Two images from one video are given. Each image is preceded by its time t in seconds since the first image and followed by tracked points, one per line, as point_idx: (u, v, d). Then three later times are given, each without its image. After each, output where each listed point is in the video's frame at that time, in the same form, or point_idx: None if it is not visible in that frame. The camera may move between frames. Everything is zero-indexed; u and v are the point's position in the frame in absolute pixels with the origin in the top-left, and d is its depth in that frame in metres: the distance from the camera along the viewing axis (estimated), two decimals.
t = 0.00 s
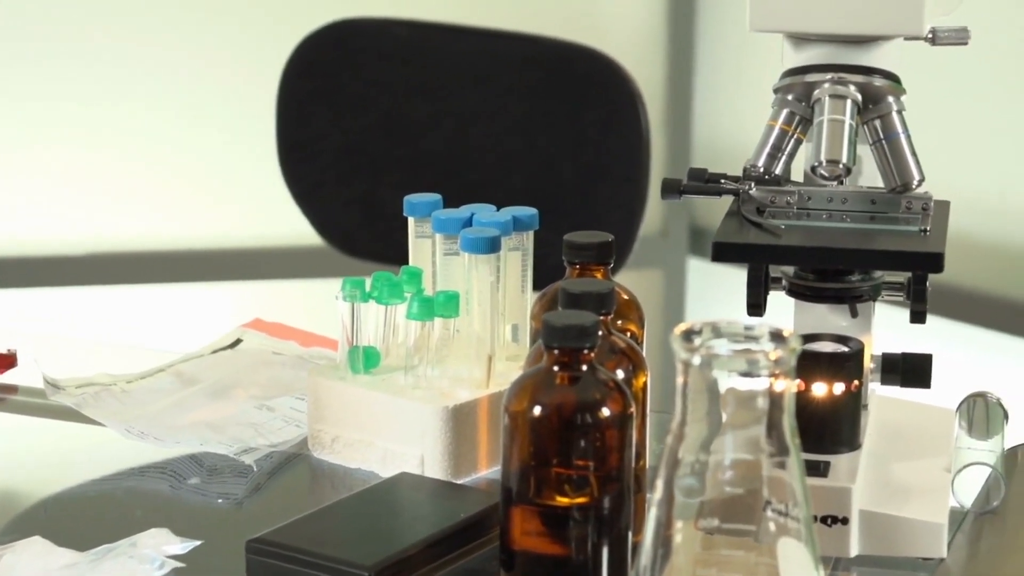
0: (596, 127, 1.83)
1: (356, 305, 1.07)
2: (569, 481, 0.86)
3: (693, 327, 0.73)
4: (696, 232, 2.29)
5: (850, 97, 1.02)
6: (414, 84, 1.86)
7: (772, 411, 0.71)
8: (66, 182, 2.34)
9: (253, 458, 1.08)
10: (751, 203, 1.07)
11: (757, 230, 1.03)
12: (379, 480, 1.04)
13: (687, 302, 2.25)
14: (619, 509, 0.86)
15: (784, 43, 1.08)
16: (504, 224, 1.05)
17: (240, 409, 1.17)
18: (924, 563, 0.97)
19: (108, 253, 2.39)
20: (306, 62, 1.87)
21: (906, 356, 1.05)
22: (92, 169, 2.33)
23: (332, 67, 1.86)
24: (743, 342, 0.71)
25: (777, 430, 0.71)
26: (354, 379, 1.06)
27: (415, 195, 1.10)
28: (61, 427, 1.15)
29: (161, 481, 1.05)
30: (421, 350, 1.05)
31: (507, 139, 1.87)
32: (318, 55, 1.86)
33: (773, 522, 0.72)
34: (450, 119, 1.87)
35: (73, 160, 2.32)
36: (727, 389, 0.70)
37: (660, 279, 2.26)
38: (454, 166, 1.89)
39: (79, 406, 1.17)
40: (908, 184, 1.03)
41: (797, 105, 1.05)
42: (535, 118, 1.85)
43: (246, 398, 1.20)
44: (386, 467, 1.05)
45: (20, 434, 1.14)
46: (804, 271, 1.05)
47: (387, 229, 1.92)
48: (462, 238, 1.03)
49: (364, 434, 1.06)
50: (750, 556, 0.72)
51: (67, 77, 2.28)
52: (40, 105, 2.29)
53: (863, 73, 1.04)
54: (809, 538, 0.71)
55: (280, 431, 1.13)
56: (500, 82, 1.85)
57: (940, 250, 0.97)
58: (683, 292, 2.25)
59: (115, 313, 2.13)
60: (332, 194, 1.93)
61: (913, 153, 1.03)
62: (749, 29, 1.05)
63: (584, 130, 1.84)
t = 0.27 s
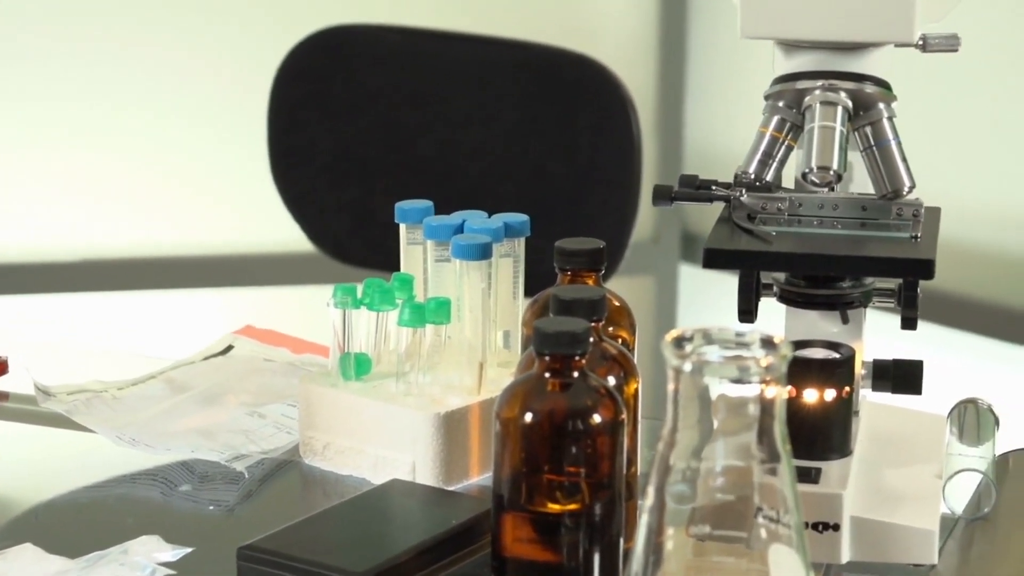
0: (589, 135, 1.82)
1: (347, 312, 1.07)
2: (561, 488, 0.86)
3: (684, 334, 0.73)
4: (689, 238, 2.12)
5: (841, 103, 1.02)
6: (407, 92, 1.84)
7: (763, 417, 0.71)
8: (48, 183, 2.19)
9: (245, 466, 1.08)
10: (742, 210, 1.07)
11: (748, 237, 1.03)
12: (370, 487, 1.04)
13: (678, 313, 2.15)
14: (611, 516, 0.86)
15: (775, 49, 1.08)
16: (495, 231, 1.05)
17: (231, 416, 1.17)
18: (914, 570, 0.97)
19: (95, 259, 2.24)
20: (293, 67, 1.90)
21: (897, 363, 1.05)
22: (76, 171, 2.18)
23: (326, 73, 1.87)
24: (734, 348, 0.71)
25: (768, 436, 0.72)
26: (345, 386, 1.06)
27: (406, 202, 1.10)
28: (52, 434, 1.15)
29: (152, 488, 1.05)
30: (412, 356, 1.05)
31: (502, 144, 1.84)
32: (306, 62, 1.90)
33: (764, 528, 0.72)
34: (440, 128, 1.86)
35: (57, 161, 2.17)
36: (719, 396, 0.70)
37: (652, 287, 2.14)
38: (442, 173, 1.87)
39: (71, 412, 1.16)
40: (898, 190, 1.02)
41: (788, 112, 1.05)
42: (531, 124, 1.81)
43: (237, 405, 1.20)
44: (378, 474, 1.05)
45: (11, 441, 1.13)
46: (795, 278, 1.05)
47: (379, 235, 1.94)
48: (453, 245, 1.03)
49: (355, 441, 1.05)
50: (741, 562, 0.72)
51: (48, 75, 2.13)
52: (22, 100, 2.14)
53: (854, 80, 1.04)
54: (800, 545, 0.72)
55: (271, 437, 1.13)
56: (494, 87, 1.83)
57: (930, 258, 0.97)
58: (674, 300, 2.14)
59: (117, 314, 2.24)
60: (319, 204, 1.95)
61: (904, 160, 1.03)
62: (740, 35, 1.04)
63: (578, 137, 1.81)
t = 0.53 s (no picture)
0: (581, 143, 1.81)
1: (339, 319, 1.07)
2: (552, 495, 0.86)
3: (675, 342, 0.73)
4: (680, 245, 2.22)
5: (831, 111, 1.02)
6: (399, 99, 1.84)
7: (754, 425, 0.71)
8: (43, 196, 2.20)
9: (236, 473, 1.08)
10: (734, 217, 1.06)
11: (739, 244, 1.03)
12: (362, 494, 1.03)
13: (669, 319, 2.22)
14: (602, 524, 0.86)
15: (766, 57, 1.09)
16: (487, 238, 1.05)
17: (222, 423, 1.17)
18: None
19: (76, 268, 2.24)
20: (284, 75, 1.87)
21: (888, 370, 1.05)
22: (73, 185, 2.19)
23: (316, 79, 1.85)
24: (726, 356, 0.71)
25: (759, 444, 0.72)
26: (336, 393, 1.06)
27: (397, 209, 1.10)
28: (42, 442, 1.14)
29: (142, 495, 1.05)
30: (403, 364, 1.04)
31: (490, 150, 1.85)
32: (297, 69, 1.86)
33: (755, 535, 0.72)
34: (432, 134, 1.85)
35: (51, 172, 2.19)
36: (710, 403, 0.71)
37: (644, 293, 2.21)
38: (434, 180, 1.87)
39: (63, 420, 1.16)
40: (889, 198, 1.03)
41: (779, 119, 1.05)
42: (523, 133, 1.82)
43: (228, 412, 1.20)
44: (369, 481, 1.04)
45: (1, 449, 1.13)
46: (786, 285, 1.05)
47: (370, 243, 1.92)
48: (445, 252, 1.03)
49: (347, 449, 1.05)
50: (732, 569, 0.72)
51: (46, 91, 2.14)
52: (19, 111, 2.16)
53: (845, 88, 1.04)
54: (791, 552, 0.72)
55: (262, 445, 1.13)
56: (485, 94, 1.83)
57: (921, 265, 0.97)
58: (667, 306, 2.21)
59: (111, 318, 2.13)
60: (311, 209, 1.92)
61: (894, 168, 1.03)
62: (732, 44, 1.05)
63: (570, 146, 1.81)
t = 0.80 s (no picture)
0: (573, 149, 1.81)
1: (330, 326, 1.07)
2: (543, 502, 0.86)
3: (665, 348, 0.73)
4: (672, 251, 2.21)
5: (822, 117, 1.02)
6: (390, 105, 1.84)
7: (745, 431, 0.72)
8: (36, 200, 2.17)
9: (227, 479, 1.08)
10: (725, 224, 1.06)
11: (731, 250, 1.03)
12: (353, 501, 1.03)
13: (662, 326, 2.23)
14: (593, 531, 0.85)
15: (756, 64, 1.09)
16: (478, 245, 1.06)
17: (214, 430, 1.17)
18: None
19: (66, 271, 2.20)
20: (275, 82, 1.86)
21: (879, 377, 1.05)
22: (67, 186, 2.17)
23: (306, 87, 1.85)
24: (717, 363, 0.72)
25: (750, 451, 0.72)
26: (328, 400, 1.06)
27: (388, 215, 1.10)
28: (33, 450, 1.14)
29: (133, 503, 1.04)
30: (394, 371, 1.04)
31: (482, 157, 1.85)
32: (288, 75, 1.86)
33: (746, 542, 0.72)
34: (424, 141, 1.85)
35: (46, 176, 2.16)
36: (701, 410, 0.71)
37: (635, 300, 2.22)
38: (425, 187, 1.88)
39: (53, 427, 1.16)
40: (880, 205, 1.04)
41: (769, 126, 1.05)
42: (513, 140, 1.83)
43: (220, 419, 1.20)
44: (360, 487, 1.04)
45: None
46: (777, 292, 1.05)
47: (361, 249, 1.91)
48: (436, 258, 1.03)
49: (338, 455, 1.05)
50: None
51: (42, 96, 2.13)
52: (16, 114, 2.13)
53: (835, 94, 1.04)
54: (782, 559, 0.72)
55: (253, 452, 1.13)
56: (476, 100, 1.83)
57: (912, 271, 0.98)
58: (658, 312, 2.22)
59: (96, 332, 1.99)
60: (304, 217, 1.92)
61: (885, 174, 1.04)
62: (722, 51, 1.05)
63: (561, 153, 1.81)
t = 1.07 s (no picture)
0: (563, 156, 1.80)
1: (319, 333, 1.06)
2: (533, 509, 0.86)
3: (655, 355, 0.74)
4: (661, 258, 2.20)
5: (812, 125, 1.03)
6: (379, 112, 1.84)
7: (734, 439, 0.72)
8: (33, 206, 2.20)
9: (217, 487, 1.07)
10: (715, 231, 1.07)
11: (720, 258, 1.03)
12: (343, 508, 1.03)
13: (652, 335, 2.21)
14: (583, 538, 0.85)
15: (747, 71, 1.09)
16: (468, 252, 1.06)
17: (203, 437, 1.17)
18: None
19: (59, 279, 2.24)
20: (267, 92, 1.87)
21: (869, 384, 1.05)
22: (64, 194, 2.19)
23: (296, 95, 1.85)
24: (707, 370, 0.72)
25: (740, 457, 0.72)
26: (317, 407, 1.06)
27: (379, 223, 1.11)
28: (23, 458, 1.14)
29: (124, 510, 1.04)
30: (385, 378, 1.04)
31: (473, 165, 1.85)
32: (280, 84, 1.86)
33: (737, 549, 0.72)
34: (413, 148, 1.85)
35: (43, 182, 2.18)
36: (692, 416, 0.71)
37: (626, 306, 2.20)
38: (416, 193, 1.88)
39: (43, 434, 1.16)
40: (869, 213, 1.03)
41: (760, 133, 1.05)
42: (503, 147, 1.83)
43: (210, 427, 1.20)
44: (350, 495, 1.04)
45: None
46: (767, 299, 1.05)
47: (352, 255, 1.92)
48: (426, 265, 1.04)
49: (328, 463, 1.05)
50: None
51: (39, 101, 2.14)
52: (13, 117, 2.15)
53: (825, 101, 1.05)
54: (772, 566, 0.72)
55: (243, 459, 1.13)
56: (466, 108, 1.83)
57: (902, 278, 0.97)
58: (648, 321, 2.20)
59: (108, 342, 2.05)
60: (295, 224, 1.92)
61: (874, 182, 1.03)
62: (714, 59, 1.05)
63: (552, 159, 1.80)
